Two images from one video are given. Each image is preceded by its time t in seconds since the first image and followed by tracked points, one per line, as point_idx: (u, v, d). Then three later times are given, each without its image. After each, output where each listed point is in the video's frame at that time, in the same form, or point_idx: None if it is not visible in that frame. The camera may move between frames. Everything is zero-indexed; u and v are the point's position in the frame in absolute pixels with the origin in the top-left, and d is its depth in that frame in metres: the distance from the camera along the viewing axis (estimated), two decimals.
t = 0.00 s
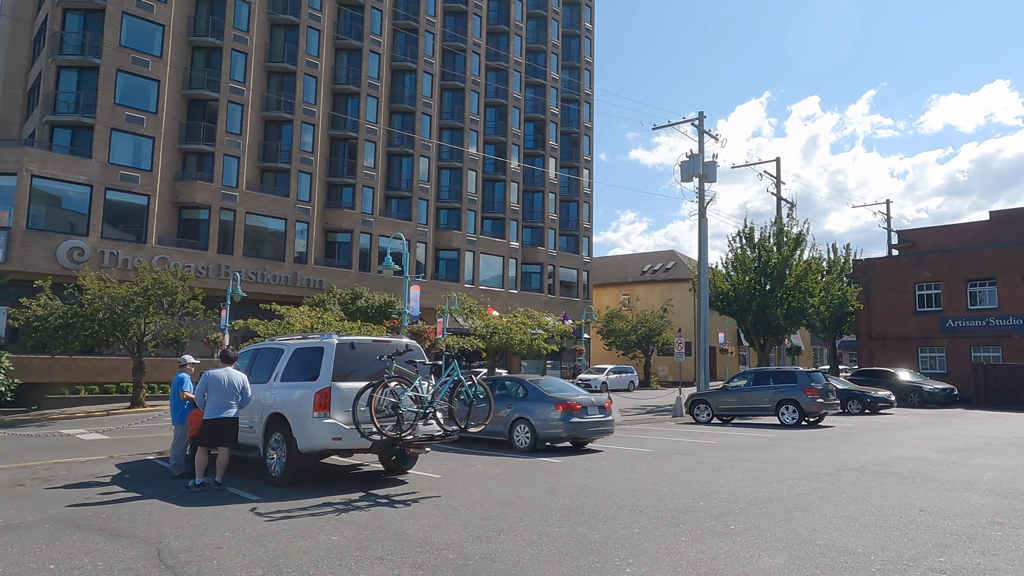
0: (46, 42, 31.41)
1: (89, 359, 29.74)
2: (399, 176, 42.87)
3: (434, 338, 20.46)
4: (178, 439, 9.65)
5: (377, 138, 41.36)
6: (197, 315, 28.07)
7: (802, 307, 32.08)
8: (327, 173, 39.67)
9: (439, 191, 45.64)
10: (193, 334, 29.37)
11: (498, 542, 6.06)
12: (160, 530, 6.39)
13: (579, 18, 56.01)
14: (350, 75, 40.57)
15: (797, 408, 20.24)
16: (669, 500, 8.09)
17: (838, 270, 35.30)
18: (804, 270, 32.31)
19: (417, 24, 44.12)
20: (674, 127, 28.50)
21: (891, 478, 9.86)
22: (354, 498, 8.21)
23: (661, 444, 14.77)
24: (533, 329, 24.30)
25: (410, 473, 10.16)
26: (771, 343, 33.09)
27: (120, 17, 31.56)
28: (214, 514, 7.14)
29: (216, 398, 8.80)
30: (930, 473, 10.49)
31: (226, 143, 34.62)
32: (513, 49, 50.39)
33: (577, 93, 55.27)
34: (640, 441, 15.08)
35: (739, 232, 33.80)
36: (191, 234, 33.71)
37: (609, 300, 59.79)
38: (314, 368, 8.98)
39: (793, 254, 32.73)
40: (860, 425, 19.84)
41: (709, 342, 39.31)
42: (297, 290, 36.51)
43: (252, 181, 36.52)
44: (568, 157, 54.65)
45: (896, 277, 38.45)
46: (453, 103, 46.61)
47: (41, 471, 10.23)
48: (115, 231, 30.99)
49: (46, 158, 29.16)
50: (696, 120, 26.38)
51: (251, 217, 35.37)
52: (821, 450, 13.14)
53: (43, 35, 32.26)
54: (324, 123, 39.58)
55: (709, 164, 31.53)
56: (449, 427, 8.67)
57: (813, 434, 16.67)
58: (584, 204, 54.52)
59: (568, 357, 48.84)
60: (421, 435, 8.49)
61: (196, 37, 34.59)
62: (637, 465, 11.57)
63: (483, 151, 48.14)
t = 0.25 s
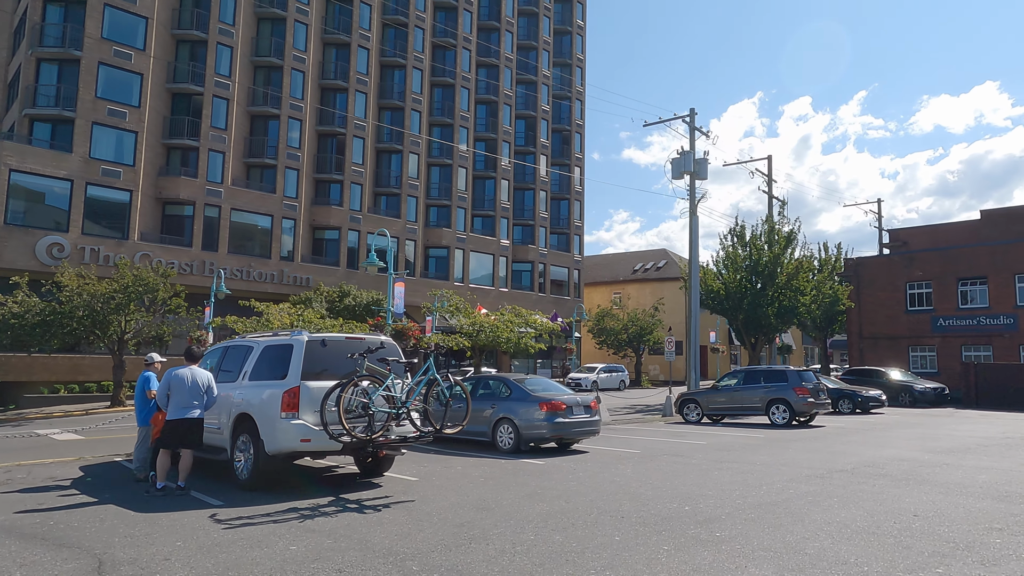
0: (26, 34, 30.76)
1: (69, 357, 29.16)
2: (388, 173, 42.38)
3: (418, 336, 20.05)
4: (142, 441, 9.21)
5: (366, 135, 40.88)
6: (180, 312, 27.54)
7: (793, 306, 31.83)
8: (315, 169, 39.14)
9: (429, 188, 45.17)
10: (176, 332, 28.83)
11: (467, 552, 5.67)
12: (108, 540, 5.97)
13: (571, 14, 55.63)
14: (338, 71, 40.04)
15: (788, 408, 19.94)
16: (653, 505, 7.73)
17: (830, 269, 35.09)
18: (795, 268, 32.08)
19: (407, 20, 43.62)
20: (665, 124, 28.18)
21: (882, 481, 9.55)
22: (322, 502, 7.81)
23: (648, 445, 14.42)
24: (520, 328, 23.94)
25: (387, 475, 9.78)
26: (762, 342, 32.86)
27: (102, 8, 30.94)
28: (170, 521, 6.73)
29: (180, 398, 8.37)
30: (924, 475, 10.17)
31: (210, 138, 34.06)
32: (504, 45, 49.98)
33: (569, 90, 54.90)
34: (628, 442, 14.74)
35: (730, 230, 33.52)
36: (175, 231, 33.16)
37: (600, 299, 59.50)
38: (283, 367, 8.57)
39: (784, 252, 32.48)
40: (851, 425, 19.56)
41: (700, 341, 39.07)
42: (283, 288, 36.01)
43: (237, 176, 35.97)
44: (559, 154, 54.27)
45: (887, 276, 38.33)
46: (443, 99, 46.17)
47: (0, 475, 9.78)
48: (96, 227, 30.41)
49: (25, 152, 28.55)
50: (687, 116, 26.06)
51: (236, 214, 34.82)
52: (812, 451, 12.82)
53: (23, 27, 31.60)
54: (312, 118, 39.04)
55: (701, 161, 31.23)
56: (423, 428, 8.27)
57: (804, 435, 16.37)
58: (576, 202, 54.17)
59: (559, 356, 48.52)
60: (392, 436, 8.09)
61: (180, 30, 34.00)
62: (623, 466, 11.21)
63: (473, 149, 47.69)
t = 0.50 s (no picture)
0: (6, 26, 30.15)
1: (50, 355, 28.59)
2: (378, 170, 41.89)
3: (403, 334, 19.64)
4: (102, 443, 8.67)
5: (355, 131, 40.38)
6: (163, 310, 27.00)
7: (786, 305, 31.53)
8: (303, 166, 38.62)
9: (419, 185, 44.70)
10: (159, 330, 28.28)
11: (433, 565, 5.26)
12: (47, 552, 5.54)
13: (563, 12, 55.25)
14: (327, 66, 39.51)
15: (780, 407, 19.60)
16: (637, 511, 7.34)
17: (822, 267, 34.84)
18: (788, 266, 31.80)
19: (397, 15, 43.12)
20: (656, 120, 27.85)
21: (876, 484, 9.19)
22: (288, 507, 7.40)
23: (637, 446, 14.04)
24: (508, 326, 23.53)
25: (363, 478, 9.37)
26: (754, 341, 32.57)
27: None
28: (121, 530, 6.29)
29: (139, 398, 7.91)
30: (919, 477, 9.82)
31: (196, 133, 33.50)
32: (496, 41, 49.56)
33: (561, 88, 54.50)
34: (616, 443, 14.37)
35: (722, 228, 33.21)
36: (159, 227, 32.60)
37: (593, 298, 59.15)
38: (249, 365, 8.13)
39: (777, 250, 32.19)
40: (844, 425, 19.24)
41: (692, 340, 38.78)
42: (270, 286, 35.50)
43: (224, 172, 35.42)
44: (551, 152, 53.86)
45: (880, 275, 38.12)
46: (434, 96, 45.70)
47: None
48: (78, 223, 29.83)
49: (4, 146, 27.95)
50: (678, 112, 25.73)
51: (222, 210, 34.27)
52: (804, 452, 12.46)
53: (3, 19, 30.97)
54: (300, 113, 38.51)
55: (693, 158, 30.90)
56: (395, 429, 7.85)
57: (797, 435, 16.04)
58: (568, 200, 53.79)
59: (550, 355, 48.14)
60: (362, 438, 7.68)
61: (165, 23, 33.44)
62: (609, 468, 10.82)
63: (464, 146, 47.22)
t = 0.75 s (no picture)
0: None
1: (30, 355, 28.05)
2: (367, 166, 41.38)
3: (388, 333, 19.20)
4: (59, 447, 8.19)
5: (344, 127, 39.88)
6: (146, 308, 26.48)
7: (779, 303, 31.26)
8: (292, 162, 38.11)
9: (409, 182, 44.21)
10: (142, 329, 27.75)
11: None
12: None
13: (556, 8, 54.84)
14: (316, 61, 38.98)
15: (772, 407, 19.28)
16: (620, 518, 6.97)
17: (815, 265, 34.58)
18: (781, 264, 31.53)
19: (387, 11, 42.63)
20: (648, 116, 27.50)
21: (871, 488, 8.84)
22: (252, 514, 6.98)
23: (625, 447, 13.66)
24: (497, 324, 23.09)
25: (336, 483, 8.95)
26: (747, 340, 32.27)
27: None
28: (66, 542, 5.88)
29: (95, 400, 7.47)
30: (915, 481, 9.48)
31: (181, 128, 32.96)
32: (488, 37, 49.10)
33: (554, 85, 54.10)
34: (605, 444, 13.99)
35: (715, 226, 32.89)
36: (144, 224, 32.04)
37: (586, 297, 58.80)
38: (214, 365, 7.70)
39: (770, 248, 31.90)
40: (837, 425, 18.92)
41: (685, 339, 38.49)
42: (257, 284, 34.99)
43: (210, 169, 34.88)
44: (543, 150, 53.46)
45: (873, 273, 37.89)
46: (425, 92, 45.25)
47: None
48: (60, 219, 29.27)
49: None
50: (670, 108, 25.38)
51: (208, 207, 33.74)
52: (797, 454, 12.11)
53: None
54: (288, 109, 37.98)
55: (685, 155, 30.57)
56: (368, 431, 7.44)
57: (789, 436, 15.71)
58: (560, 197, 53.41)
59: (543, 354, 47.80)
60: (333, 442, 7.26)
61: (150, 16, 32.89)
62: (595, 471, 10.44)
63: (455, 143, 46.75)
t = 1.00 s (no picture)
0: None
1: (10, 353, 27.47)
2: (357, 163, 40.88)
3: (373, 330, 18.76)
4: (12, 449, 7.74)
5: (333, 122, 39.36)
6: (128, 305, 25.95)
7: (771, 300, 30.99)
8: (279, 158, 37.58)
9: (400, 179, 43.74)
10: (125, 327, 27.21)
11: None
12: None
13: (548, 4, 54.43)
14: (304, 55, 38.45)
15: (764, 406, 18.96)
16: (603, 523, 6.60)
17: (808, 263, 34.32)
18: (773, 262, 31.24)
19: (377, 5, 42.11)
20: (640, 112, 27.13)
21: (866, 490, 8.49)
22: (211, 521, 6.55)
23: (614, 448, 13.27)
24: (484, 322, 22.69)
25: (308, 486, 8.52)
26: (739, 338, 31.98)
27: None
28: (3, 553, 5.45)
29: (45, 399, 7.04)
30: (911, 482, 9.14)
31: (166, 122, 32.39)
32: (479, 32, 48.65)
33: (546, 82, 53.70)
34: (593, 445, 13.61)
35: (708, 223, 32.57)
36: (127, 220, 31.47)
37: (578, 295, 58.46)
38: (174, 361, 7.28)
39: (763, 246, 31.60)
40: (830, 424, 18.62)
41: (677, 337, 38.16)
42: (244, 281, 34.45)
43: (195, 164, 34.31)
44: (535, 147, 53.04)
45: (866, 271, 37.67)
46: (415, 88, 44.77)
47: None
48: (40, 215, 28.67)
49: None
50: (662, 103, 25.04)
51: (194, 203, 33.18)
52: (789, 455, 11.76)
53: None
54: (276, 104, 37.44)
55: (677, 151, 30.23)
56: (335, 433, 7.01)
57: (781, 435, 15.38)
58: (552, 195, 53.03)
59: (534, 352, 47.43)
60: (297, 443, 6.87)
61: (134, 8, 32.30)
62: (581, 473, 10.04)
63: (446, 139, 46.28)
